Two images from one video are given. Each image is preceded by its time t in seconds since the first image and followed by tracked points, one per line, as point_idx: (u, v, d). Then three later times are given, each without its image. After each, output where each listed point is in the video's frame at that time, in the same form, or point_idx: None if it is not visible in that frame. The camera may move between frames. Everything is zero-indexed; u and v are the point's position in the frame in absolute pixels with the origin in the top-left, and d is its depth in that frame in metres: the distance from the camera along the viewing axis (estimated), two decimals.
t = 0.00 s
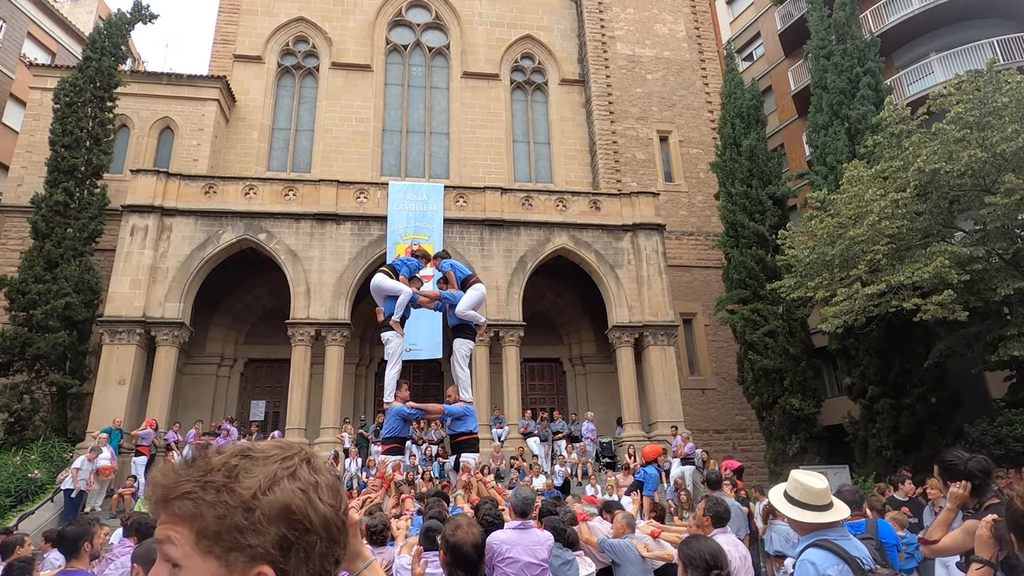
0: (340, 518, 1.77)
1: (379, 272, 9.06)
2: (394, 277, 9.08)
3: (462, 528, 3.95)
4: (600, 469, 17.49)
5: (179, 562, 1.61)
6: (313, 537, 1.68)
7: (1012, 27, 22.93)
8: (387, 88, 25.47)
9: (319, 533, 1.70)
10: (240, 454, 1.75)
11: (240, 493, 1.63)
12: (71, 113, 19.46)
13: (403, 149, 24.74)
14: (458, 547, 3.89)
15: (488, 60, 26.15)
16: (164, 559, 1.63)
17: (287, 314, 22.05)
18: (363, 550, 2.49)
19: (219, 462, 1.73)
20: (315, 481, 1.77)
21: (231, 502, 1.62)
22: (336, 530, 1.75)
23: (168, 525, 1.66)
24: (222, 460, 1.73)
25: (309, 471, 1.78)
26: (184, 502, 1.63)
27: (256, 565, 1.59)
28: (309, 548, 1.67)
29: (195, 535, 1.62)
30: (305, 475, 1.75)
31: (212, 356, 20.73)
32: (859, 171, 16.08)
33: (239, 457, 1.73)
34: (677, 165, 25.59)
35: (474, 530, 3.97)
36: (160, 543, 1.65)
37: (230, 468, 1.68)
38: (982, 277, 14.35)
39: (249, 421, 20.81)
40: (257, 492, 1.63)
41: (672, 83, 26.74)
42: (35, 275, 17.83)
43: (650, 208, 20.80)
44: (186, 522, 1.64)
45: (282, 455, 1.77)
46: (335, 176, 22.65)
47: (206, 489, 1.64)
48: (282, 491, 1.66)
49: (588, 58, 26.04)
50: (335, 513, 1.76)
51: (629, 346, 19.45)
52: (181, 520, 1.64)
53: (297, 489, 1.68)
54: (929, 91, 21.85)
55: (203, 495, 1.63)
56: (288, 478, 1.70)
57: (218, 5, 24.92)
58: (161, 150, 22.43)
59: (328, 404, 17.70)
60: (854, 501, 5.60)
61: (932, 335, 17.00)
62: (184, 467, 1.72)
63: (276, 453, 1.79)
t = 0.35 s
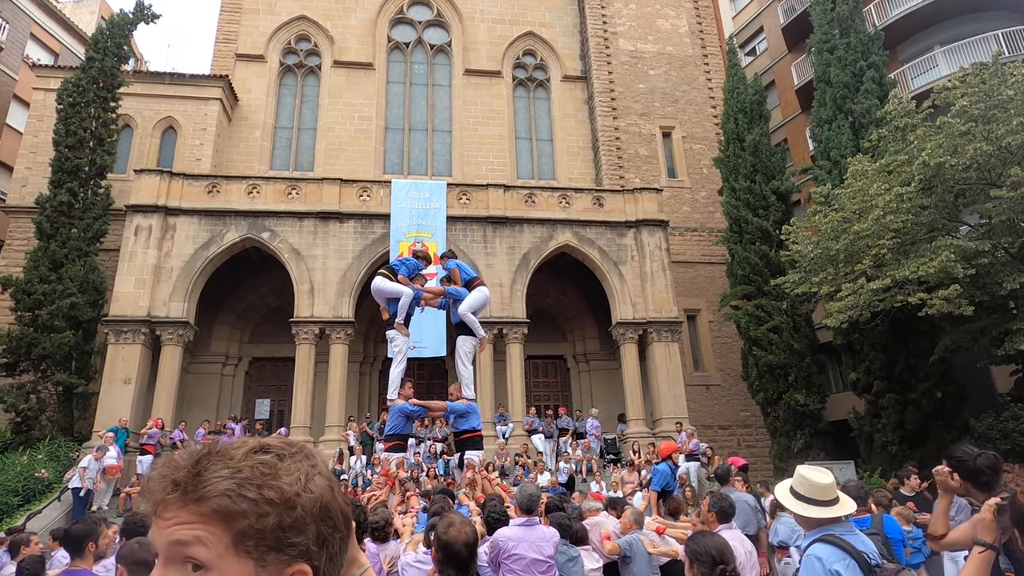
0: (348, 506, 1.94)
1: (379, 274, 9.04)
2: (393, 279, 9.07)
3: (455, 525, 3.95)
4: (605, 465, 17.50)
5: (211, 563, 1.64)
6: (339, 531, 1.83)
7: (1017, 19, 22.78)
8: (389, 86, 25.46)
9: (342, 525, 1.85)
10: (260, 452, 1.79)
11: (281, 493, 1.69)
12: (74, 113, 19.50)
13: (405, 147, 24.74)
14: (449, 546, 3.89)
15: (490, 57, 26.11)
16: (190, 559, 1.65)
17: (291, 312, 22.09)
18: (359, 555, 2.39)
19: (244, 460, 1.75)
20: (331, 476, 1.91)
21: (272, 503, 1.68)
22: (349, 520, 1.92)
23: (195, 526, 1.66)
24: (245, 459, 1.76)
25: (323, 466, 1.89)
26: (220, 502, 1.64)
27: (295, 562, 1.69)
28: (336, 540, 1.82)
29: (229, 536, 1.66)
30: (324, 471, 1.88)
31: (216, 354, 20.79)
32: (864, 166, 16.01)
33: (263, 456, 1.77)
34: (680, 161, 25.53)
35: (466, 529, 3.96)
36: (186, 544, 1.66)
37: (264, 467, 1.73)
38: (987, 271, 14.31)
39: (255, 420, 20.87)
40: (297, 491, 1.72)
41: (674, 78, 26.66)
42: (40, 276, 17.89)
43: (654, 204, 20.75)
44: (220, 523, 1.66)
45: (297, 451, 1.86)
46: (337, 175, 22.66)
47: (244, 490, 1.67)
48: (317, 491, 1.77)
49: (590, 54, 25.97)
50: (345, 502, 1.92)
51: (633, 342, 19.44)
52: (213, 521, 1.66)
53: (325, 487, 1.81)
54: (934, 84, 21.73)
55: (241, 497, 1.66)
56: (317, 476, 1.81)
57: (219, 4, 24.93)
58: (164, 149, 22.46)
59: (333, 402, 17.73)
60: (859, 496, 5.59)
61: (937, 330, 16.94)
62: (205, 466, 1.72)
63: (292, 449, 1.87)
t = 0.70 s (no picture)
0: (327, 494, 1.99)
1: (382, 279, 9.05)
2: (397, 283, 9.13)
3: (461, 523, 3.92)
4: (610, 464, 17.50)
5: (208, 551, 1.64)
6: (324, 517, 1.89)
7: None
8: (394, 85, 25.48)
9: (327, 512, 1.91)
10: (246, 441, 1.81)
11: (276, 479, 1.73)
12: (81, 113, 19.58)
13: (410, 146, 24.76)
14: (454, 543, 3.90)
15: (494, 56, 26.09)
16: (185, 548, 1.64)
17: (296, 311, 22.14)
18: (343, 547, 2.61)
19: (233, 449, 1.76)
20: (313, 466, 1.96)
21: (267, 489, 1.70)
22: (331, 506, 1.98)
23: (190, 515, 1.65)
24: (234, 448, 1.77)
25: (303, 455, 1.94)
26: (217, 489, 1.64)
27: (289, 549, 1.73)
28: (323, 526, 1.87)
29: (226, 524, 1.66)
30: (308, 461, 1.94)
31: (222, 353, 20.86)
32: (871, 163, 15.94)
33: (252, 444, 1.80)
34: (686, 160, 25.47)
35: (472, 527, 3.93)
36: (180, 534, 1.64)
37: (255, 455, 1.75)
38: (995, 270, 14.26)
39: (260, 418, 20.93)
40: (289, 478, 1.76)
41: (679, 76, 26.58)
42: (48, 274, 17.99)
43: (659, 203, 20.70)
44: (215, 510, 1.66)
45: (279, 440, 1.90)
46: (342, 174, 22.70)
47: (240, 476, 1.68)
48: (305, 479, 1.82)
49: (595, 52, 25.93)
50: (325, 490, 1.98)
51: (638, 341, 19.42)
52: (209, 509, 1.66)
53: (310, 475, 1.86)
54: (941, 82, 21.59)
55: (237, 483, 1.67)
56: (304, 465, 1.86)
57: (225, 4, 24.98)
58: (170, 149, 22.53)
59: (338, 400, 17.78)
60: (865, 496, 5.58)
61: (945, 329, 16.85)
62: (196, 455, 1.71)
63: (276, 439, 1.90)
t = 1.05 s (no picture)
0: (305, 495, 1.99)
1: (383, 288, 9.09)
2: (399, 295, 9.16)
3: (502, 526, 4.04)
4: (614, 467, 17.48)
5: (185, 554, 1.62)
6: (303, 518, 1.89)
7: None
8: (396, 88, 25.53)
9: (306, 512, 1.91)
10: (222, 443, 1.80)
11: (253, 479, 1.73)
12: (85, 117, 19.64)
13: (412, 149, 24.80)
14: (493, 546, 3.98)
15: (496, 59, 26.13)
16: (162, 552, 1.62)
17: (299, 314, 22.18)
18: (337, 553, 2.69)
19: (209, 451, 1.75)
20: (291, 467, 1.96)
21: (244, 489, 1.70)
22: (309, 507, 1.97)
23: (165, 519, 1.64)
24: (210, 450, 1.76)
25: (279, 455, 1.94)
26: (193, 490, 1.63)
27: (269, 549, 1.73)
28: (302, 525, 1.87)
29: (202, 526, 1.65)
30: (287, 462, 1.93)
31: (225, 356, 20.90)
32: (874, 165, 15.92)
33: (228, 445, 1.79)
34: (688, 162, 25.46)
35: (511, 531, 4.03)
36: (156, 538, 1.63)
37: (231, 456, 1.75)
38: (1000, 272, 14.24)
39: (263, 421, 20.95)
40: (267, 477, 1.76)
41: (682, 79, 26.59)
42: (51, 278, 18.05)
43: (661, 205, 20.69)
44: (192, 514, 1.65)
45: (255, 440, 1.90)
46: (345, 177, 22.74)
47: (216, 477, 1.67)
48: (283, 480, 1.82)
49: (597, 55, 25.96)
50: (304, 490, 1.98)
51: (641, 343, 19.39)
52: (185, 511, 1.64)
53: (288, 476, 1.86)
54: (944, 83, 21.57)
55: (213, 484, 1.65)
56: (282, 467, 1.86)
57: (228, 8, 25.08)
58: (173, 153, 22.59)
59: (341, 403, 17.78)
60: (869, 499, 5.57)
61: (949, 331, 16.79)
62: (170, 457, 1.70)
63: (252, 441, 1.89)
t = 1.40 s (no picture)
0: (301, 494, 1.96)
1: (382, 296, 8.98)
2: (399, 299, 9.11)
3: (539, 522, 4.01)
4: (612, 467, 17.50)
5: (170, 559, 1.61)
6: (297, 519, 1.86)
7: None
8: (395, 88, 25.53)
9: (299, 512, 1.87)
10: (212, 444, 1.79)
11: (240, 482, 1.70)
12: (84, 116, 19.62)
13: (411, 149, 24.79)
14: (530, 542, 3.97)
15: (496, 59, 26.14)
16: (147, 558, 1.61)
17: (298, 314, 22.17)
18: (344, 555, 2.71)
19: (198, 454, 1.74)
20: (285, 466, 1.93)
21: (230, 492, 1.68)
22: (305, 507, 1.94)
23: (149, 527, 1.63)
24: (199, 452, 1.75)
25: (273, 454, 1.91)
26: (177, 495, 1.61)
27: (257, 552, 1.71)
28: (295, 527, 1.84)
29: (188, 531, 1.63)
30: (280, 462, 1.91)
31: (224, 356, 20.89)
32: (873, 166, 15.94)
33: (216, 447, 1.78)
34: (687, 163, 25.46)
35: (548, 528, 4.01)
36: (140, 546, 1.62)
37: (219, 459, 1.73)
38: (998, 272, 14.28)
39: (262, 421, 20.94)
40: (255, 480, 1.74)
41: (681, 79, 26.61)
42: (50, 278, 18.03)
43: (660, 205, 20.70)
44: (177, 519, 1.63)
45: (246, 440, 1.87)
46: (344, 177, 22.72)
47: (202, 481, 1.65)
48: (274, 482, 1.79)
49: (596, 55, 25.97)
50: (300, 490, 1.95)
51: (640, 343, 19.39)
52: (168, 518, 1.63)
53: (280, 476, 1.82)
54: (943, 84, 21.60)
55: (199, 488, 1.64)
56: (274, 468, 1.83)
57: (227, 8, 25.06)
58: (172, 153, 22.58)
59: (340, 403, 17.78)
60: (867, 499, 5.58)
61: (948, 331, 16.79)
62: (156, 461, 1.69)
63: (244, 442, 1.87)
